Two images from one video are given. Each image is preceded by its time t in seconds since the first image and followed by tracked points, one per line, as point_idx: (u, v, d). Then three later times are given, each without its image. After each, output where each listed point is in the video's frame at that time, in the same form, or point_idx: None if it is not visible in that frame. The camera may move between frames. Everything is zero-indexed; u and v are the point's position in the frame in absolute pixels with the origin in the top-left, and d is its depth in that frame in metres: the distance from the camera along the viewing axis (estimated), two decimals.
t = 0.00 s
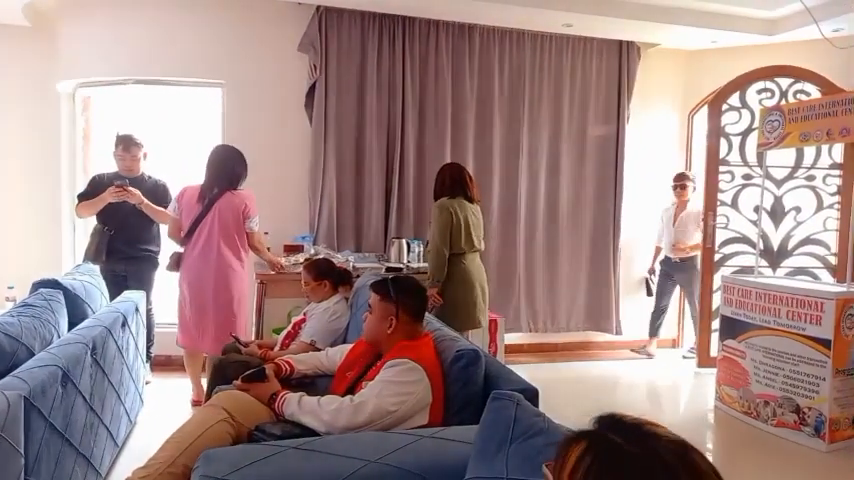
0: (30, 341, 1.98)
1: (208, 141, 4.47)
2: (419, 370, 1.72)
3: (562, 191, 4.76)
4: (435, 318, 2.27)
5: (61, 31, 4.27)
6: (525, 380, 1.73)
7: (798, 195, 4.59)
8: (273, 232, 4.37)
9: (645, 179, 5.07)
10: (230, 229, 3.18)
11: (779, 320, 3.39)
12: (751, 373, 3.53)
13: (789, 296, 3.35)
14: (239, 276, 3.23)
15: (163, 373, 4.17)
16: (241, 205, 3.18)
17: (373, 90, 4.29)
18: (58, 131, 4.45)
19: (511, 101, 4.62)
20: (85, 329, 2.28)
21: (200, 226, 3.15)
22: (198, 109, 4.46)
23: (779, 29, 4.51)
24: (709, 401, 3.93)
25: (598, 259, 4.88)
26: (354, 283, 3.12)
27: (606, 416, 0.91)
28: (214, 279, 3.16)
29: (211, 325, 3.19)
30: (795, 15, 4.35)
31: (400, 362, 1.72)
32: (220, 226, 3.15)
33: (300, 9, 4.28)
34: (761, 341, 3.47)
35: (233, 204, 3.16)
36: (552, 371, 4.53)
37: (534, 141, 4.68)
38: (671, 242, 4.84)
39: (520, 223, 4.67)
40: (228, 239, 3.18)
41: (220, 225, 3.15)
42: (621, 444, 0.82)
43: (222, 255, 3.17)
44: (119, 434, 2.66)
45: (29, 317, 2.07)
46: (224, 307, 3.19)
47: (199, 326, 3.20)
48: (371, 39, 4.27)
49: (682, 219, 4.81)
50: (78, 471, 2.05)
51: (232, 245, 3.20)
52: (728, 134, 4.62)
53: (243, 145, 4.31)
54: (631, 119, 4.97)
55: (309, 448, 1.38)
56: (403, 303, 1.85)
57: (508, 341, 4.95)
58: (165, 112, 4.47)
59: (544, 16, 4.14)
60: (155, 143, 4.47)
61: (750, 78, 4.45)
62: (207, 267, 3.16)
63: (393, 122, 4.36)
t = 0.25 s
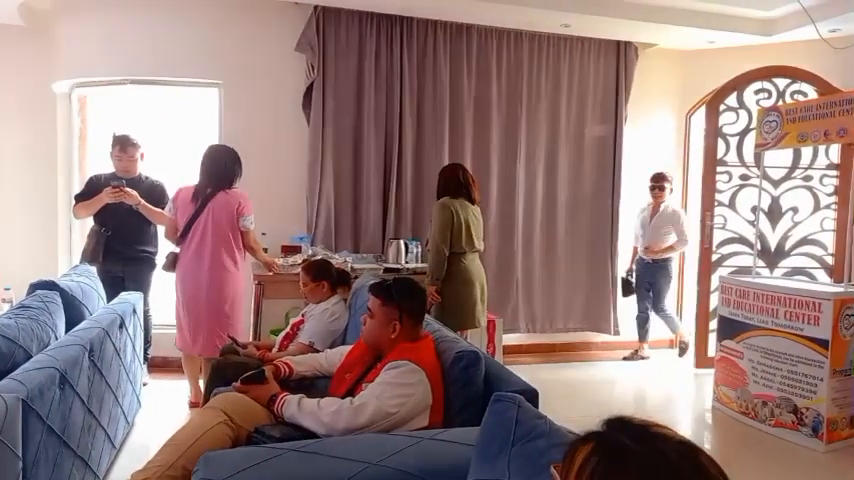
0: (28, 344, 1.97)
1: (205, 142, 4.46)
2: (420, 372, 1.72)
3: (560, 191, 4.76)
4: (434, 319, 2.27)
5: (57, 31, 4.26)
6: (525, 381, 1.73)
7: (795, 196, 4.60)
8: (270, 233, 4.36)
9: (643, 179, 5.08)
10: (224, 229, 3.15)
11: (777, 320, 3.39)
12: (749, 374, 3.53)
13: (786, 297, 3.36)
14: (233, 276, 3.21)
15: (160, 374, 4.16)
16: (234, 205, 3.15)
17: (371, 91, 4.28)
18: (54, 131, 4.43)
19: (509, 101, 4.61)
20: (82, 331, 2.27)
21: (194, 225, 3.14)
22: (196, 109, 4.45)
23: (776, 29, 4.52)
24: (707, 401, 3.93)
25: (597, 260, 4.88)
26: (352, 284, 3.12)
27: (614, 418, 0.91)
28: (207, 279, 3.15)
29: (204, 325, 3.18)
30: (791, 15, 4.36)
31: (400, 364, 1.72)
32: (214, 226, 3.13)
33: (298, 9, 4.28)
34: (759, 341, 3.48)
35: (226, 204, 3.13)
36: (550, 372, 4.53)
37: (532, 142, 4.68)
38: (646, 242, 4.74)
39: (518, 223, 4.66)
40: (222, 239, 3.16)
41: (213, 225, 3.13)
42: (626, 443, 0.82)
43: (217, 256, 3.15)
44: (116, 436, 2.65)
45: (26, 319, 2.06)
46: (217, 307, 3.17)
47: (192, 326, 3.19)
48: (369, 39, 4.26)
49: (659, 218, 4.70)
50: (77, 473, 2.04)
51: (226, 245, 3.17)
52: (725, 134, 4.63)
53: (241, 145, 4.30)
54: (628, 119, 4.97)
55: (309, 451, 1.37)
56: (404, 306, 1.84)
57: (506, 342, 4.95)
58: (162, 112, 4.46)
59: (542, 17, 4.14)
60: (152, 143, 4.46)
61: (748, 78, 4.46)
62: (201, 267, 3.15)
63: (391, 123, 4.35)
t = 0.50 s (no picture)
0: (25, 344, 1.96)
1: (203, 142, 4.46)
2: (418, 371, 1.72)
3: (558, 191, 4.76)
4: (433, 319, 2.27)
5: (54, 31, 4.25)
6: (524, 381, 1.73)
7: (792, 196, 4.60)
8: (268, 233, 4.36)
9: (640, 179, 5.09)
10: (214, 226, 3.13)
11: (774, 320, 3.40)
12: (746, 373, 3.53)
13: (784, 296, 3.36)
14: (223, 274, 3.17)
15: (158, 374, 4.16)
16: (223, 203, 3.12)
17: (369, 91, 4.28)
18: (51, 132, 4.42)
19: (507, 101, 4.62)
20: (79, 331, 2.27)
21: (185, 224, 3.15)
22: (194, 109, 4.45)
23: (773, 29, 4.52)
24: (705, 401, 3.94)
25: (595, 259, 4.89)
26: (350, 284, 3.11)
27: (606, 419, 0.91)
28: (198, 277, 3.14)
29: (195, 324, 3.17)
30: (788, 15, 4.37)
31: (399, 364, 1.71)
32: (203, 224, 3.12)
33: (295, 8, 4.27)
34: (756, 341, 3.48)
35: (215, 201, 3.11)
36: (548, 372, 4.53)
37: (529, 142, 4.68)
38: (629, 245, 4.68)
39: (516, 223, 4.67)
40: (212, 237, 3.13)
41: (202, 222, 3.11)
42: (624, 445, 0.82)
43: (207, 254, 3.14)
44: (114, 436, 2.65)
45: (23, 319, 2.06)
46: (207, 306, 3.16)
47: (185, 326, 3.19)
48: (367, 39, 4.26)
49: (640, 218, 4.65)
50: (74, 474, 2.03)
51: (215, 243, 3.15)
52: (723, 134, 4.63)
53: (238, 145, 4.29)
54: (626, 119, 4.98)
55: (307, 451, 1.37)
56: (404, 307, 1.84)
57: (504, 342, 4.95)
58: (160, 112, 4.45)
59: (539, 16, 4.15)
60: (149, 143, 4.45)
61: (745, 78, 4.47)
62: (192, 265, 3.15)
63: (389, 123, 4.35)
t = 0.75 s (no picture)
0: (23, 347, 1.96)
1: (201, 143, 4.45)
2: (416, 374, 1.72)
3: (556, 192, 4.77)
4: (432, 321, 2.28)
5: (52, 32, 4.24)
6: (522, 384, 1.73)
7: (790, 196, 4.61)
8: (266, 234, 4.35)
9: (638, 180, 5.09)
10: (192, 228, 3.15)
11: (772, 321, 3.41)
12: (744, 374, 3.54)
13: (781, 297, 3.37)
14: (204, 275, 3.18)
15: (156, 376, 4.16)
16: (199, 204, 3.12)
17: (367, 92, 4.28)
18: (49, 133, 4.41)
19: (505, 102, 4.62)
20: (77, 333, 2.27)
21: (173, 226, 3.24)
22: (192, 110, 4.45)
23: (771, 30, 4.53)
24: (703, 401, 3.95)
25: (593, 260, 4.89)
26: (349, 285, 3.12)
27: (591, 426, 0.91)
28: (182, 279, 3.20)
29: (185, 324, 3.23)
30: (786, 16, 4.38)
31: (397, 366, 1.72)
32: (184, 225, 3.17)
33: (294, 9, 4.27)
34: (754, 342, 3.49)
35: (192, 202, 3.14)
36: (547, 372, 4.53)
37: (527, 142, 4.68)
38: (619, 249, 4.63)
39: (514, 224, 4.67)
40: (192, 238, 3.16)
41: (182, 224, 3.16)
42: (611, 453, 0.82)
43: (190, 256, 3.17)
44: (112, 438, 2.65)
45: (21, 322, 2.06)
46: (193, 307, 3.19)
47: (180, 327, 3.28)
48: (365, 40, 4.26)
49: (629, 223, 4.60)
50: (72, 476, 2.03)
51: (195, 244, 3.17)
52: (721, 135, 4.64)
53: (236, 146, 4.29)
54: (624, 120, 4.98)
55: (307, 454, 1.37)
56: (403, 309, 1.84)
57: (503, 342, 4.96)
58: (159, 113, 4.45)
59: (537, 18, 4.15)
60: (148, 144, 4.45)
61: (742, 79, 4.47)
62: (178, 267, 3.22)
63: (387, 123, 4.36)
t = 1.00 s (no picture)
0: (18, 347, 1.95)
1: (197, 143, 4.45)
2: (412, 375, 1.72)
3: (553, 192, 4.77)
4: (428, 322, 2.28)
5: (47, 31, 4.23)
6: (518, 384, 1.73)
7: (786, 196, 4.61)
8: (263, 234, 4.35)
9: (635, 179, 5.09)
10: (177, 228, 3.20)
11: (768, 320, 3.41)
12: (741, 373, 3.54)
13: (778, 297, 3.37)
14: (189, 274, 3.22)
15: (153, 376, 4.15)
16: (182, 203, 3.16)
17: (364, 92, 4.27)
18: (44, 133, 4.40)
19: (502, 102, 4.61)
20: (73, 334, 2.26)
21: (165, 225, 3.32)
22: (188, 110, 4.44)
23: (768, 30, 4.53)
24: (700, 401, 3.95)
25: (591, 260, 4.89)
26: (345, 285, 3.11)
27: (570, 429, 0.90)
28: (170, 277, 3.27)
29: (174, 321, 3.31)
30: (782, 16, 4.38)
31: (393, 367, 1.71)
32: (171, 225, 3.23)
33: (290, 9, 4.26)
34: (751, 341, 3.49)
35: (176, 203, 3.18)
36: (544, 372, 4.53)
37: (524, 142, 4.68)
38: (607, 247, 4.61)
39: (511, 223, 4.67)
40: (177, 238, 3.21)
41: (168, 224, 3.22)
42: (591, 457, 0.82)
43: (175, 255, 3.23)
44: (108, 439, 2.64)
45: (16, 323, 2.05)
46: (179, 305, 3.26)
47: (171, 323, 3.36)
48: (362, 39, 4.26)
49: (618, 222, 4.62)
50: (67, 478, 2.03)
51: (180, 244, 3.21)
52: (717, 134, 4.64)
53: (232, 146, 4.28)
54: (620, 120, 4.99)
55: (303, 455, 1.37)
56: (399, 310, 1.84)
57: (500, 342, 4.96)
58: (155, 113, 4.44)
59: (534, 17, 4.15)
60: (144, 144, 4.44)
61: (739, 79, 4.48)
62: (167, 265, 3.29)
63: (384, 123, 4.35)
